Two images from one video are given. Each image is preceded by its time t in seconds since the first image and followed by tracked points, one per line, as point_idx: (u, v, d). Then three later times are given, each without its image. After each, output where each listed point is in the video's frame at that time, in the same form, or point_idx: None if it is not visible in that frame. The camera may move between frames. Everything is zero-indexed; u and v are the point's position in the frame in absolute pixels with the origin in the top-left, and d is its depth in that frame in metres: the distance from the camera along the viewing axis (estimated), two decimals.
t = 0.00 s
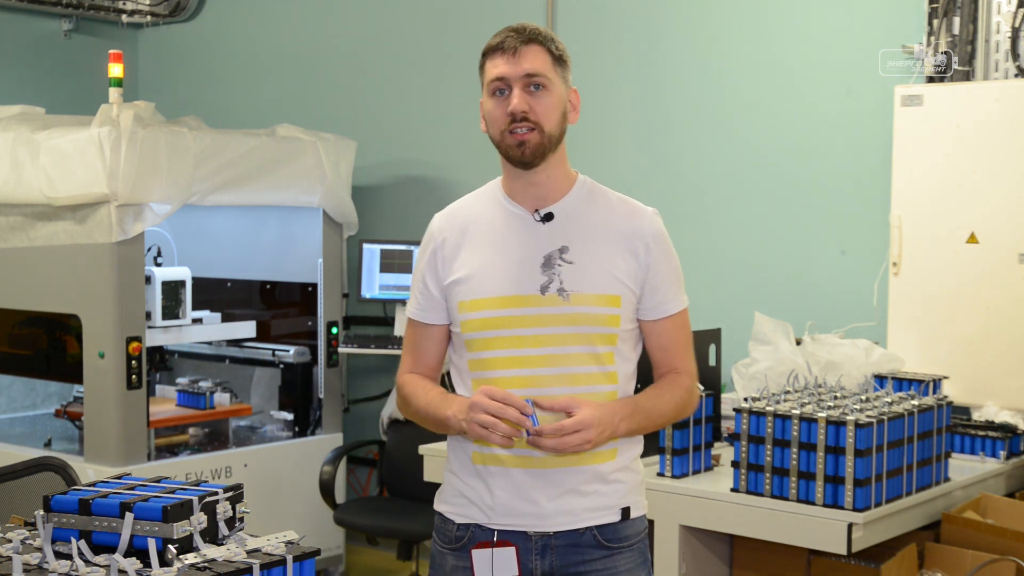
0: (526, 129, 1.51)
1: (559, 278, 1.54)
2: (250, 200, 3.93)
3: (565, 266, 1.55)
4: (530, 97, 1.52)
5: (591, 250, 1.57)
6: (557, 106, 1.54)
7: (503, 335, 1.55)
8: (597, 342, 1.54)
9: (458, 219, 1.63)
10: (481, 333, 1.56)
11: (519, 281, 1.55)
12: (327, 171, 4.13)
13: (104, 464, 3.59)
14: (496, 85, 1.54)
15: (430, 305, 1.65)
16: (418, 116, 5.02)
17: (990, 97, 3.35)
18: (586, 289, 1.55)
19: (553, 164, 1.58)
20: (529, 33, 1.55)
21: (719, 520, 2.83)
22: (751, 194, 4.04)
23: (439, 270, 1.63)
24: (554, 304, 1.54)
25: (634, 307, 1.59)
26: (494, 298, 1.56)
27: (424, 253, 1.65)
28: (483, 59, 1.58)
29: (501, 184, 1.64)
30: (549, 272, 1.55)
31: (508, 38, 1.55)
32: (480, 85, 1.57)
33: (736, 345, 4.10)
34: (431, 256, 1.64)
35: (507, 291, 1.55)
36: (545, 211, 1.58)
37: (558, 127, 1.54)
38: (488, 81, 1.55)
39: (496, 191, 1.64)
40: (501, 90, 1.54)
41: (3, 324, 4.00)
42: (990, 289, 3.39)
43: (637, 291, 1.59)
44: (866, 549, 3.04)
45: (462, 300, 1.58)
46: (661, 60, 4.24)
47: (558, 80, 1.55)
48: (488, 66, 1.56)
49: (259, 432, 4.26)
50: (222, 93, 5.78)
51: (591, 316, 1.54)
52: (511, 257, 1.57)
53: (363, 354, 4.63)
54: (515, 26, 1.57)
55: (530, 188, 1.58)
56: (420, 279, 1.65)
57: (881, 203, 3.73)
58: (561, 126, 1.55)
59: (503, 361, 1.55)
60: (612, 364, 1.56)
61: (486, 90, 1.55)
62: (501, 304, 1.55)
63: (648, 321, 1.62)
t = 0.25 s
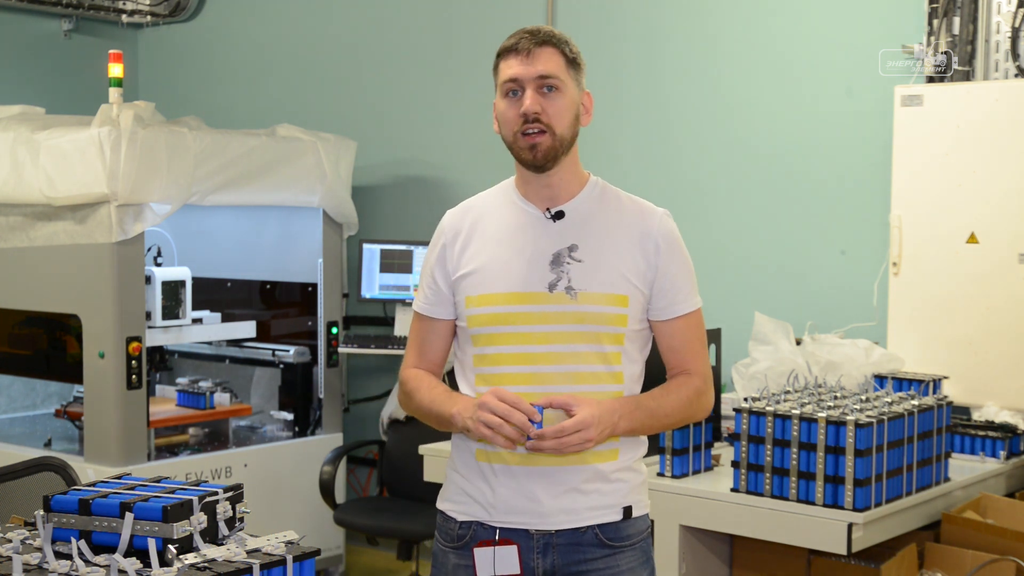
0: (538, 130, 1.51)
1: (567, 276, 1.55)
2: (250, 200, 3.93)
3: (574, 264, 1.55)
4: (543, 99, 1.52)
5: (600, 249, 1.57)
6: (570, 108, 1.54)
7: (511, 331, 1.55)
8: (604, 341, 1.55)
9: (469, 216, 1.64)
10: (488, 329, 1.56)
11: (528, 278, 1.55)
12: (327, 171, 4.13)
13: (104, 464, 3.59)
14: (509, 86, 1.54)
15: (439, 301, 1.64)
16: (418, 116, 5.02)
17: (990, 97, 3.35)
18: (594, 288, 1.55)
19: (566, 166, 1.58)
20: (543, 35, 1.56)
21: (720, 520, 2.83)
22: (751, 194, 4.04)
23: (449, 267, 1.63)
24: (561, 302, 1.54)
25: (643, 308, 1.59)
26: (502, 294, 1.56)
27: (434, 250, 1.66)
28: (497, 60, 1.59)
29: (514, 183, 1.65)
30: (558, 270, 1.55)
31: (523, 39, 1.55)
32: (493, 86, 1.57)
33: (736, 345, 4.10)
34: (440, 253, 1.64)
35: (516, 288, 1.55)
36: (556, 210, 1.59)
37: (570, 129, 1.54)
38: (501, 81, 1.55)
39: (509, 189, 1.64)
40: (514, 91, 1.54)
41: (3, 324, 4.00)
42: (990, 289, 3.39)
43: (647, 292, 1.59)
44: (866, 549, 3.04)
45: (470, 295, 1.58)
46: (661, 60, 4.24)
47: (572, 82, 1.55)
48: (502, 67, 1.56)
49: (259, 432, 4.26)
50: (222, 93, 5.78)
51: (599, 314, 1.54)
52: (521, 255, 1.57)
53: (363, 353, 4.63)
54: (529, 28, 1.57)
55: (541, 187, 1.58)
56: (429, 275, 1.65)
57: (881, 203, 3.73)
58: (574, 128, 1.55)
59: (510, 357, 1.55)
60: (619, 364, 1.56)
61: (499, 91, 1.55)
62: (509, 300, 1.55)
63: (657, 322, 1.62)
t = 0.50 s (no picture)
0: (541, 133, 1.52)
1: (569, 270, 1.55)
2: (250, 200, 3.93)
3: (577, 258, 1.56)
4: (547, 101, 1.52)
5: (603, 244, 1.57)
6: (573, 110, 1.54)
7: (511, 323, 1.54)
8: (605, 336, 1.55)
9: (470, 211, 1.63)
10: (489, 320, 1.55)
11: (530, 272, 1.55)
12: (327, 171, 4.13)
13: (104, 464, 3.59)
14: (513, 88, 1.54)
15: (437, 296, 1.64)
16: (418, 116, 5.02)
17: (990, 97, 3.35)
18: (596, 282, 1.55)
19: (569, 165, 1.58)
20: (548, 35, 1.55)
21: (719, 520, 2.83)
22: (751, 194, 4.04)
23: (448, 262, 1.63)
24: (564, 296, 1.54)
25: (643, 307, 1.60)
26: (503, 286, 1.55)
27: (433, 244, 1.65)
28: (501, 60, 1.58)
29: (515, 180, 1.65)
30: (560, 264, 1.55)
31: (528, 40, 1.55)
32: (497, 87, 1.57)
33: (736, 345, 4.11)
34: (439, 247, 1.64)
35: (517, 281, 1.55)
36: (559, 205, 1.59)
37: (573, 131, 1.54)
38: (505, 83, 1.55)
39: (510, 185, 1.64)
40: (519, 93, 1.54)
41: (3, 324, 4.00)
42: (990, 288, 3.39)
43: (647, 290, 1.60)
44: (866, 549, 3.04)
45: (470, 287, 1.57)
46: (661, 60, 4.24)
47: (575, 84, 1.55)
48: (506, 68, 1.56)
49: (259, 432, 4.26)
50: (222, 93, 5.78)
51: (600, 309, 1.54)
52: (523, 249, 1.57)
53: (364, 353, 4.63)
54: (534, 28, 1.57)
55: (545, 184, 1.59)
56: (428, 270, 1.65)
57: (881, 203, 3.73)
58: (577, 130, 1.55)
59: (510, 350, 1.54)
60: (619, 361, 1.57)
61: (503, 92, 1.55)
62: (510, 292, 1.55)
63: (656, 320, 1.62)
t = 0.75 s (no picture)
0: (540, 140, 1.52)
1: (565, 269, 1.55)
2: (250, 200, 3.93)
3: (572, 258, 1.57)
4: (545, 108, 1.52)
5: (597, 244, 1.58)
6: (570, 116, 1.54)
7: (506, 321, 1.54)
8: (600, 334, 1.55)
9: (461, 211, 1.63)
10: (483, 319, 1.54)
11: (525, 271, 1.55)
12: (327, 171, 4.13)
13: (104, 464, 3.59)
14: (510, 95, 1.53)
15: (426, 294, 1.63)
16: (418, 116, 5.02)
17: (990, 97, 3.35)
18: (590, 281, 1.56)
19: (564, 169, 1.59)
20: (542, 41, 1.55)
21: (719, 520, 2.84)
22: (751, 194, 4.05)
23: (439, 262, 1.62)
24: (559, 294, 1.54)
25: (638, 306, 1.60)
26: (498, 285, 1.55)
27: (424, 244, 1.64)
28: (495, 66, 1.58)
29: (506, 182, 1.65)
30: (555, 263, 1.56)
31: (523, 47, 1.55)
32: (491, 94, 1.57)
33: (736, 345, 4.11)
34: (431, 247, 1.63)
35: (512, 280, 1.55)
36: (553, 206, 1.60)
37: (570, 137, 1.55)
38: (501, 91, 1.55)
39: (502, 186, 1.64)
40: (515, 100, 1.53)
41: (3, 324, 4.00)
42: (990, 288, 3.39)
43: (641, 290, 1.61)
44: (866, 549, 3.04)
45: (464, 285, 1.57)
46: (661, 60, 4.24)
47: (570, 89, 1.55)
48: (501, 74, 1.55)
49: (259, 432, 4.26)
50: (222, 92, 5.78)
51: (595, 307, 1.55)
52: (517, 249, 1.57)
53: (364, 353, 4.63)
54: (527, 33, 1.57)
55: (539, 185, 1.59)
56: (418, 269, 1.63)
57: (881, 203, 3.73)
58: (573, 135, 1.56)
59: (504, 348, 1.53)
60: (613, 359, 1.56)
61: (498, 99, 1.55)
62: (505, 291, 1.55)
63: (650, 321, 1.63)
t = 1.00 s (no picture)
0: (536, 143, 1.52)
1: (559, 272, 1.56)
2: (250, 200, 3.93)
3: (566, 261, 1.58)
4: (542, 111, 1.52)
5: (589, 247, 1.60)
6: (566, 119, 1.55)
7: (502, 325, 1.54)
8: (595, 336, 1.55)
9: (451, 214, 1.62)
10: (480, 323, 1.54)
11: (519, 275, 1.56)
12: (327, 171, 4.13)
13: (104, 464, 3.59)
14: (506, 97, 1.53)
15: (417, 298, 1.62)
16: (418, 116, 5.02)
17: (990, 97, 3.35)
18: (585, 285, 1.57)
19: (556, 172, 1.59)
20: (538, 44, 1.55)
21: (719, 520, 2.83)
22: (751, 194, 4.04)
23: (431, 265, 1.61)
24: (555, 297, 1.55)
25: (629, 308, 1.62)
26: (493, 289, 1.55)
27: (414, 247, 1.63)
28: (488, 67, 1.57)
29: (494, 183, 1.65)
30: (550, 266, 1.57)
31: (519, 49, 1.54)
32: (485, 95, 1.56)
33: (736, 345, 4.11)
34: (422, 250, 1.62)
35: (507, 283, 1.55)
36: (545, 208, 1.60)
37: (566, 140, 1.55)
38: (496, 93, 1.54)
39: (491, 188, 1.63)
40: (511, 102, 1.53)
41: (3, 324, 4.00)
42: (990, 288, 3.38)
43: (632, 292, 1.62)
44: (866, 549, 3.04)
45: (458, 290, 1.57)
46: (661, 60, 4.24)
47: (566, 92, 1.56)
48: (496, 76, 1.55)
49: (259, 432, 4.26)
50: (222, 92, 5.78)
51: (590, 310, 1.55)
52: (510, 253, 1.57)
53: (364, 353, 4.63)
54: (522, 35, 1.56)
55: (531, 187, 1.59)
56: (408, 273, 1.62)
57: (881, 203, 3.73)
58: (569, 138, 1.56)
59: (500, 352, 1.53)
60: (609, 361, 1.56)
61: (493, 101, 1.54)
62: (500, 294, 1.55)
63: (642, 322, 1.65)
